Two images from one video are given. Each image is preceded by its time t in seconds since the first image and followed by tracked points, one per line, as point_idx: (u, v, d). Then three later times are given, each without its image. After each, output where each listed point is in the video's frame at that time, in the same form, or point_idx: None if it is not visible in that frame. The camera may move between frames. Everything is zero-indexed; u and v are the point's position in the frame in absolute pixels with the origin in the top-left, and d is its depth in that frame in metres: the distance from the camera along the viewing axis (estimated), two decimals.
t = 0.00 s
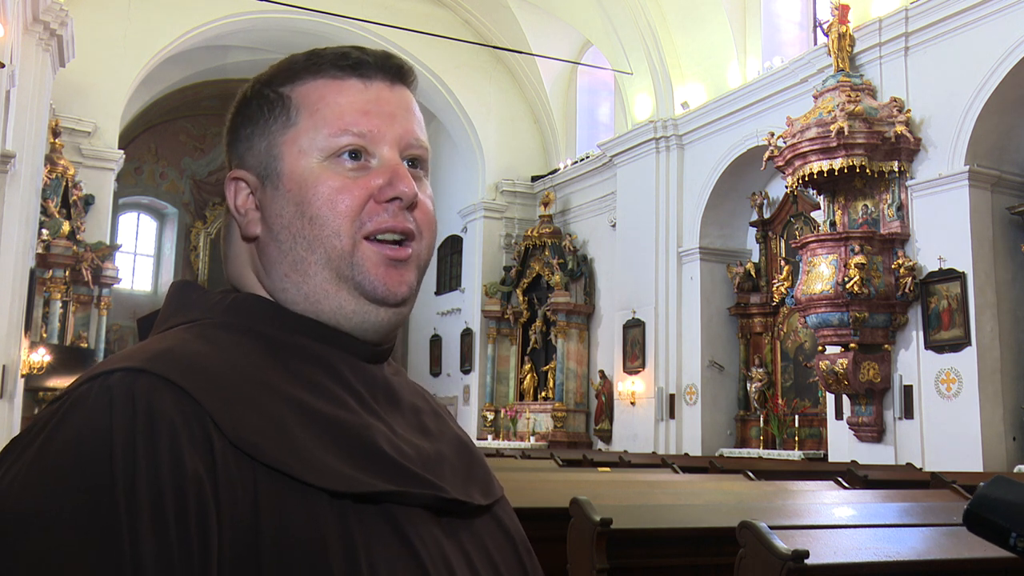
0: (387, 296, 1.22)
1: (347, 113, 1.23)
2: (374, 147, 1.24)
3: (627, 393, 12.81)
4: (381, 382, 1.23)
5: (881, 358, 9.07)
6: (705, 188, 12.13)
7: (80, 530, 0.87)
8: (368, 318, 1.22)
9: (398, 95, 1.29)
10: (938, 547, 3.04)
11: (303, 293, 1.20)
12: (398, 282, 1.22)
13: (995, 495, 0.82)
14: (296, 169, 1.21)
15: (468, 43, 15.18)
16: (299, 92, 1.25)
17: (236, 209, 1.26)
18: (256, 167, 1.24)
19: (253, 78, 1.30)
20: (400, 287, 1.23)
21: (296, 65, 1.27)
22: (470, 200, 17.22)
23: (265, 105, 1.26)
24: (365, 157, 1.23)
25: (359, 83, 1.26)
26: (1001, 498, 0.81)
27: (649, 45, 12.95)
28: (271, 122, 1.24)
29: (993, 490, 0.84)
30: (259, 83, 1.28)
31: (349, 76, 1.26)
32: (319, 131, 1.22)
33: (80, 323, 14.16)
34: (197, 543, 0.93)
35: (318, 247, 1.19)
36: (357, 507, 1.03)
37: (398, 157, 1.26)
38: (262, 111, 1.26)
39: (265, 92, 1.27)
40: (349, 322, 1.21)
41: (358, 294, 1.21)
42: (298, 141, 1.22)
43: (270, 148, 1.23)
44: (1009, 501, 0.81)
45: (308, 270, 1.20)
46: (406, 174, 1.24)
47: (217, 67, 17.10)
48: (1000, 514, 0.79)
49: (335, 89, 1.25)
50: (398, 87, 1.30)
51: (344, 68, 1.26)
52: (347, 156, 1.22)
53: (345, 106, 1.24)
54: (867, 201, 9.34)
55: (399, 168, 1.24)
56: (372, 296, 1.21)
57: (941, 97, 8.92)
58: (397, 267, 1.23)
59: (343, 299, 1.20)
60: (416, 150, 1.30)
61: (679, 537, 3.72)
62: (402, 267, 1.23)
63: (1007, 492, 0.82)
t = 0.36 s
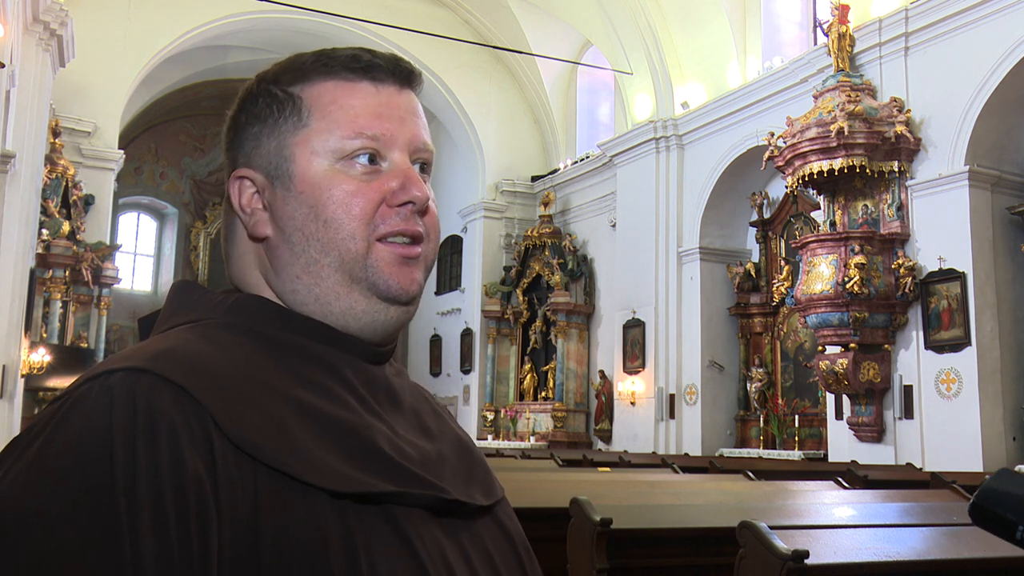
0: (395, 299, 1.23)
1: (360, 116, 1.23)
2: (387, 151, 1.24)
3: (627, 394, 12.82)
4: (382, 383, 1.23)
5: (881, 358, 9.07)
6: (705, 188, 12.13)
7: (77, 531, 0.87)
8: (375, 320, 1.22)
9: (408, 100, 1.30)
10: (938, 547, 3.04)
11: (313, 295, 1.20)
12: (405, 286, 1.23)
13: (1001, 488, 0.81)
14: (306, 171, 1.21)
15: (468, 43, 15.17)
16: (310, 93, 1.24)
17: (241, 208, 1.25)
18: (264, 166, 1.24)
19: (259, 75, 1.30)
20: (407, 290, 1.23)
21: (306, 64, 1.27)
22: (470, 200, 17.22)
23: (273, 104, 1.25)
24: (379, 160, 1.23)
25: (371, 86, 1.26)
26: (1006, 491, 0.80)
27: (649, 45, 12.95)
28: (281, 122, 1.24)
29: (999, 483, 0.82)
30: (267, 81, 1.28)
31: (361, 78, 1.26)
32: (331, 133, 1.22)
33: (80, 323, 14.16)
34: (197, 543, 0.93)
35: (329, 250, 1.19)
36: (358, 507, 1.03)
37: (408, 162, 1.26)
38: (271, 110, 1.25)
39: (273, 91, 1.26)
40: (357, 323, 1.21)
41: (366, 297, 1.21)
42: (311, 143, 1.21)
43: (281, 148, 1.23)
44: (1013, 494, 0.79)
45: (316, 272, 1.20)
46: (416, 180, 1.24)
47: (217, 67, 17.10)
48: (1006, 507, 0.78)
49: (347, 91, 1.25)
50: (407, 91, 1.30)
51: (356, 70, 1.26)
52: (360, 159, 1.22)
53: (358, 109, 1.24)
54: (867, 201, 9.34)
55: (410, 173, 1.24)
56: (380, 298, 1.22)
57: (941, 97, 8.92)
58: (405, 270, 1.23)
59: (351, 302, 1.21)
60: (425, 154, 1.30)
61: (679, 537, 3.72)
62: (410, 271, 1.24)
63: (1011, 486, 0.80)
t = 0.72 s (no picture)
0: (385, 301, 1.22)
1: (322, 114, 1.22)
2: (354, 150, 1.22)
3: (627, 394, 12.82)
4: (384, 384, 1.23)
5: (881, 358, 9.07)
6: (705, 188, 12.13)
7: (85, 530, 0.87)
8: (372, 325, 1.22)
9: (373, 90, 1.27)
10: (938, 546, 3.04)
11: (302, 301, 1.19)
12: (394, 287, 1.22)
13: (1003, 483, 0.83)
14: (279, 182, 1.21)
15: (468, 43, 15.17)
16: (271, 103, 1.23)
17: (227, 226, 1.25)
18: (240, 183, 1.23)
19: (229, 89, 1.29)
20: (398, 290, 1.23)
21: (266, 72, 1.25)
22: (470, 200, 17.22)
23: (239, 119, 1.24)
24: (347, 162, 1.21)
25: (331, 87, 1.24)
26: (1009, 485, 0.82)
27: (649, 45, 12.94)
28: (246, 136, 1.23)
29: (1002, 478, 0.85)
30: (231, 97, 1.26)
31: (320, 80, 1.24)
32: (295, 140, 1.21)
33: (80, 323, 14.16)
34: (205, 544, 0.93)
35: (313, 257, 1.19)
36: (363, 509, 1.03)
37: (380, 157, 1.25)
38: (238, 126, 1.24)
39: (239, 106, 1.25)
40: (351, 327, 1.21)
41: (359, 303, 1.20)
42: (277, 155, 1.21)
43: (251, 164, 1.22)
44: (1016, 489, 0.82)
45: (303, 279, 1.19)
46: (389, 176, 1.23)
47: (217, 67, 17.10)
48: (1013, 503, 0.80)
49: (308, 92, 1.23)
50: (372, 81, 1.28)
51: (314, 73, 1.24)
52: (328, 164, 1.20)
53: (320, 108, 1.22)
54: (867, 202, 9.34)
55: (381, 170, 1.23)
56: (371, 303, 1.21)
57: (940, 97, 8.93)
58: (394, 272, 1.22)
59: (343, 309, 1.20)
60: (400, 145, 1.28)
61: (680, 537, 3.72)
62: (399, 270, 1.23)
63: (1011, 479, 0.83)
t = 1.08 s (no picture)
0: (385, 302, 1.22)
1: (336, 119, 1.23)
2: (365, 152, 1.23)
3: (627, 394, 12.81)
4: (385, 383, 1.23)
5: (881, 358, 9.07)
6: (705, 188, 12.13)
7: (80, 533, 0.86)
8: (370, 324, 1.22)
9: (391, 95, 1.28)
10: (938, 547, 3.04)
11: (301, 300, 1.20)
12: (395, 289, 1.22)
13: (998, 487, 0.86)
14: (287, 177, 1.21)
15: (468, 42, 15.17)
16: (288, 98, 1.24)
17: (233, 217, 1.27)
18: (249, 175, 1.25)
19: (243, 82, 1.30)
20: (399, 292, 1.23)
21: (285, 68, 1.26)
22: (470, 200, 17.22)
23: (255, 111, 1.26)
24: (356, 162, 1.23)
25: (348, 87, 1.25)
26: (1007, 490, 0.85)
27: (649, 45, 12.94)
28: (260, 131, 1.25)
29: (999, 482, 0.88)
30: (249, 88, 1.27)
31: (340, 80, 1.25)
32: (307, 140, 1.22)
33: (80, 323, 14.16)
34: (204, 547, 0.93)
35: (311, 255, 1.19)
36: (364, 510, 1.03)
37: (390, 161, 1.25)
38: (252, 118, 1.26)
39: (255, 97, 1.26)
40: (352, 325, 1.21)
41: (357, 302, 1.21)
42: (287, 150, 1.22)
43: (261, 157, 1.24)
44: (1015, 494, 0.85)
45: (302, 278, 1.20)
46: (397, 180, 1.24)
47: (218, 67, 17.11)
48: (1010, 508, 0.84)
49: (325, 91, 1.24)
50: (390, 86, 1.29)
51: (333, 72, 1.25)
52: (337, 163, 1.22)
53: (335, 111, 1.23)
54: (867, 201, 9.34)
55: (390, 173, 1.24)
56: (370, 302, 1.21)
57: (940, 97, 8.93)
58: (395, 273, 1.23)
59: (342, 307, 1.20)
60: (411, 150, 1.29)
61: (679, 537, 3.72)
62: (401, 272, 1.23)
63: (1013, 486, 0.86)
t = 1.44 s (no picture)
0: (398, 284, 1.21)
1: (339, 103, 1.24)
2: (371, 136, 1.24)
3: (627, 394, 12.81)
4: (389, 379, 1.23)
5: (881, 358, 9.07)
6: (705, 188, 12.14)
7: (75, 531, 0.87)
8: (378, 308, 1.22)
9: (392, 85, 1.30)
10: (938, 547, 3.04)
11: (311, 290, 1.20)
12: (407, 271, 1.22)
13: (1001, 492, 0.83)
14: (294, 165, 1.22)
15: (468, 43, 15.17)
16: (292, 90, 1.25)
17: (239, 213, 1.26)
18: (256, 169, 1.25)
19: (247, 82, 1.30)
20: (411, 275, 1.22)
21: (287, 63, 1.27)
22: (470, 200, 17.21)
23: (260, 106, 1.26)
24: (363, 148, 1.23)
25: (351, 75, 1.27)
26: (1009, 496, 0.82)
27: (649, 45, 12.94)
28: (266, 122, 1.25)
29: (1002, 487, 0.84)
30: (254, 86, 1.28)
31: (341, 69, 1.27)
32: (313, 125, 1.23)
33: (80, 323, 14.16)
34: (200, 546, 0.93)
35: (322, 242, 1.19)
36: (363, 509, 1.03)
37: (396, 146, 1.27)
38: (257, 113, 1.26)
39: (259, 95, 1.27)
40: (358, 314, 1.22)
41: (367, 286, 1.20)
42: (294, 138, 1.22)
43: (268, 148, 1.24)
44: (1016, 499, 0.82)
45: (314, 267, 1.20)
46: (405, 161, 1.25)
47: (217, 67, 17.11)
48: (1011, 513, 0.80)
49: (328, 80, 1.25)
50: (391, 77, 1.31)
51: (335, 62, 1.27)
52: (344, 149, 1.22)
53: (337, 97, 1.24)
54: (867, 201, 9.34)
55: (397, 156, 1.24)
56: (381, 285, 1.21)
57: (940, 97, 8.92)
58: (406, 254, 1.22)
59: (351, 294, 1.20)
60: (414, 138, 1.31)
61: (680, 537, 3.72)
62: (412, 253, 1.23)
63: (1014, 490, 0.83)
